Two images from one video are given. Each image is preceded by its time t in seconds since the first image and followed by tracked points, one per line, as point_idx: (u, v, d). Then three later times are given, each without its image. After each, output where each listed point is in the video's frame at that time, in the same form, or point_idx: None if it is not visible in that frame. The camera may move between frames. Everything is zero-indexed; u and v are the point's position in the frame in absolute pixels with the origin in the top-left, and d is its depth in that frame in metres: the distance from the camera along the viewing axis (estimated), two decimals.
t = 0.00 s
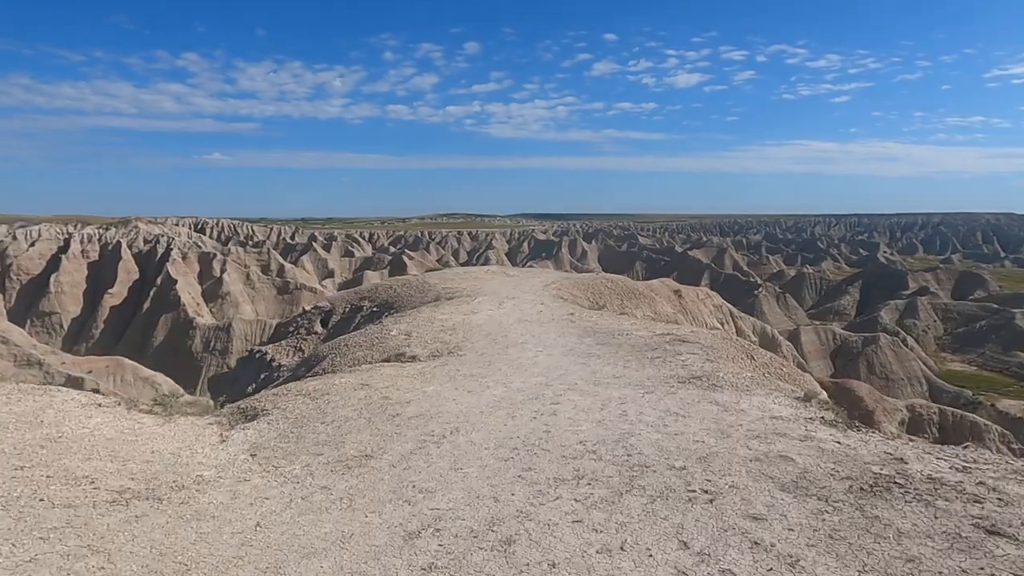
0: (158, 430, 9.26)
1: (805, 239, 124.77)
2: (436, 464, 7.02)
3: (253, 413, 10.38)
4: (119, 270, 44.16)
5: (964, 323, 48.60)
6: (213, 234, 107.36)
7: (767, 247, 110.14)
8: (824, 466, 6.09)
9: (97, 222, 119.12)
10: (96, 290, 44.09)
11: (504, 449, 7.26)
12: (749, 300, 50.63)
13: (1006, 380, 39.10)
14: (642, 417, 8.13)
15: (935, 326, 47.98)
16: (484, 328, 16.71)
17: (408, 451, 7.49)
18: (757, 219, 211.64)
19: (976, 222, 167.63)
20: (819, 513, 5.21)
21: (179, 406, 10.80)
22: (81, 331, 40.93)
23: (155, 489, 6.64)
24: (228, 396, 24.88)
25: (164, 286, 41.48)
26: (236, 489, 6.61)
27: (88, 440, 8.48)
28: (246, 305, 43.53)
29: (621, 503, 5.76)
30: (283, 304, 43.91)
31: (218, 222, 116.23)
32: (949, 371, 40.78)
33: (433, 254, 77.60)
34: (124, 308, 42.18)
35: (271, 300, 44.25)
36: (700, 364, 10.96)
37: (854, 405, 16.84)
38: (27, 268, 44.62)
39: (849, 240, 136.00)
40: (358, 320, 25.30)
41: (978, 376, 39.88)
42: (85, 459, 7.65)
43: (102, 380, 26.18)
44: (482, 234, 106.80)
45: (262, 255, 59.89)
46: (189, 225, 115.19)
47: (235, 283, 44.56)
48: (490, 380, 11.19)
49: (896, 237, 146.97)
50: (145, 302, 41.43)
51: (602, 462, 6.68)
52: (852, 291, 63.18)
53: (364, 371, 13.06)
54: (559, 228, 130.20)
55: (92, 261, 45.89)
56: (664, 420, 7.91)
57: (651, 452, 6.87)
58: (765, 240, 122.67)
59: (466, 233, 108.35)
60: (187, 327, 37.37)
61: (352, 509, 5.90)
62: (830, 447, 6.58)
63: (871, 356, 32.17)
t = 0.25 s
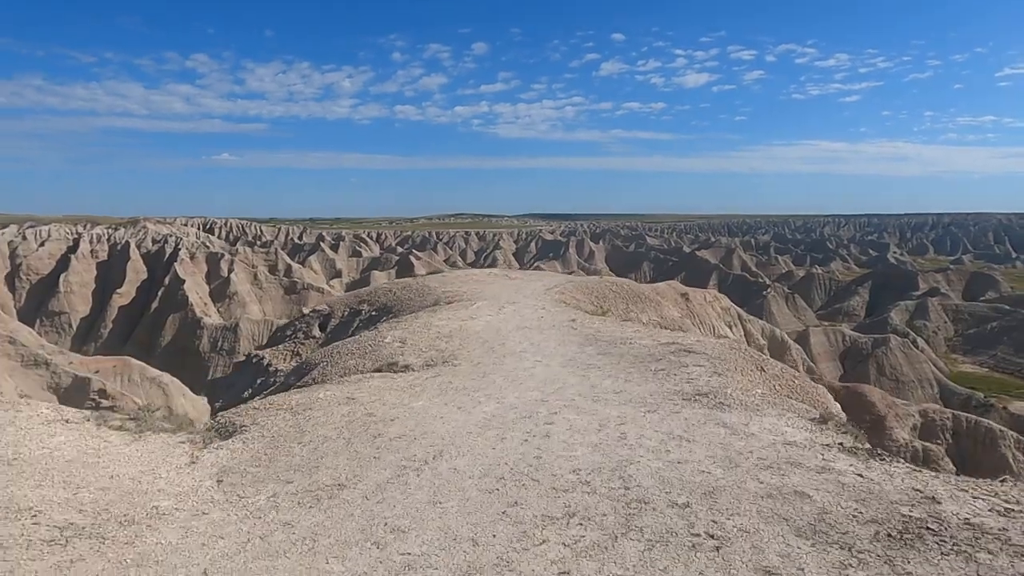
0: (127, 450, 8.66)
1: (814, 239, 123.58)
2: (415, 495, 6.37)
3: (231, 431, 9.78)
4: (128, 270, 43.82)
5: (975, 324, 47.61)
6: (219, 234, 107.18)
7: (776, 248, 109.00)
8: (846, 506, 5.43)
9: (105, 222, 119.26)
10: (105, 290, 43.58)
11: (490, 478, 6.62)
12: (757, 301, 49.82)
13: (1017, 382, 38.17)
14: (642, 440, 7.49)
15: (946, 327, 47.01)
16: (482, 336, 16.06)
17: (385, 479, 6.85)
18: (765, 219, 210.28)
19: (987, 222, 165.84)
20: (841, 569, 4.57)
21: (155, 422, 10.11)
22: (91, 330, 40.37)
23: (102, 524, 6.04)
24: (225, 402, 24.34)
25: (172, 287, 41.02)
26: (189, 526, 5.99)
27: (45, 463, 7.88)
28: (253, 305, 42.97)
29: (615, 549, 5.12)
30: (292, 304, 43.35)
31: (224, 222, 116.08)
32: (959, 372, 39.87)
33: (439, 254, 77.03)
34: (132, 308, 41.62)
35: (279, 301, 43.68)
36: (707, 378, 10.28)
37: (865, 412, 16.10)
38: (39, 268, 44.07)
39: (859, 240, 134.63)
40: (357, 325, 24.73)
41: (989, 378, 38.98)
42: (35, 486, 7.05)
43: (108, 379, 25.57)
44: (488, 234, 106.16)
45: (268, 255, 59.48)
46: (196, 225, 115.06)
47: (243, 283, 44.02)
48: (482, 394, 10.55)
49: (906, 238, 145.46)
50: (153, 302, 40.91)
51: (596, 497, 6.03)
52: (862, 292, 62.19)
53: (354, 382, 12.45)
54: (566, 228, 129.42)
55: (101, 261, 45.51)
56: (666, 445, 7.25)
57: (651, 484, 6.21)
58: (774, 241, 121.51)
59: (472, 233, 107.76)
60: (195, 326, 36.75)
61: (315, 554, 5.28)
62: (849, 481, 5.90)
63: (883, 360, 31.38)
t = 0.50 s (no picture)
0: (100, 465, 8.04)
1: (826, 240, 122.32)
2: (404, 524, 5.75)
3: (217, 443, 9.18)
4: (139, 270, 43.49)
5: (989, 326, 46.59)
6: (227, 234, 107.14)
7: (787, 249, 107.85)
8: (892, 547, 4.80)
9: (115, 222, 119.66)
10: (116, 290, 43.20)
11: (488, 504, 6.00)
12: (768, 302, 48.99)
13: None
14: (655, 460, 6.86)
15: (959, 329, 45.98)
16: (486, 340, 15.42)
17: (372, 504, 6.22)
18: (775, 219, 208.82)
19: (1000, 222, 163.85)
20: None
21: (137, 433, 9.48)
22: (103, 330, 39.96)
23: (56, 558, 5.46)
24: (226, 406, 23.81)
25: (182, 286, 40.49)
26: (152, 560, 5.45)
27: (10, 481, 7.30)
28: (263, 304, 42.50)
29: None
30: (301, 305, 42.77)
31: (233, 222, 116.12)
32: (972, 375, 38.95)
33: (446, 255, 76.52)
34: (142, 308, 41.19)
35: (288, 302, 43.18)
36: (724, 389, 9.62)
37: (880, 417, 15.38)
38: (52, 268, 43.67)
39: (871, 241, 133.17)
40: (360, 327, 24.18)
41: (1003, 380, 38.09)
42: None
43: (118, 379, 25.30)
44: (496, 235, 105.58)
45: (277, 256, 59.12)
46: (205, 225, 115.04)
47: (252, 284, 43.53)
48: (485, 403, 9.93)
49: (919, 238, 143.86)
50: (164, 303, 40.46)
51: (605, 529, 5.40)
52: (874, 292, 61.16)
53: (350, 390, 11.85)
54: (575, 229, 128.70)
55: (112, 261, 45.18)
56: (681, 467, 6.62)
57: (667, 515, 5.58)
58: (785, 241, 120.34)
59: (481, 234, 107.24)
60: (205, 327, 36.29)
61: None
62: (892, 514, 5.26)
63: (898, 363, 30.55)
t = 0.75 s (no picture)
0: (45, 482, 7.37)
1: (822, 240, 121.87)
2: (369, 557, 5.10)
3: (180, 455, 8.51)
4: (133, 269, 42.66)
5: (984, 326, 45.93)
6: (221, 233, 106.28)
7: (784, 249, 107.36)
8: None
9: (108, 222, 118.71)
10: (111, 290, 42.37)
11: (465, 534, 5.35)
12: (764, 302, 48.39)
13: None
14: (653, 480, 6.22)
15: (955, 329, 45.35)
16: (476, 342, 14.75)
17: (335, 531, 5.57)
18: (771, 220, 208.44)
19: (996, 222, 163.48)
20: None
21: (96, 444, 8.80)
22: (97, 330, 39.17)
23: None
24: (210, 409, 23.11)
25: (177, 285, 39.66)
26: None
27: None
28: (258, 304, 41.76)
29: None
30: (296, 304, 41.98)
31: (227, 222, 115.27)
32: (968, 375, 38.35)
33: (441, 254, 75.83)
34: (137, 307, 40.39)
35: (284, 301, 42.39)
36: (726, 397, 8.99)
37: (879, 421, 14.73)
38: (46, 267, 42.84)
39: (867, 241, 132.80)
40: (349, 328, 23.50)
41: (999, 380, 37.53)
42: None
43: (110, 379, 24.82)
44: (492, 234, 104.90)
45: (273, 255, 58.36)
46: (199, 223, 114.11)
47: (249, 283, 42.71)
48: (470, 412, 9.27)
49: (915, 239, 143.56)
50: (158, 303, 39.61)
51: (595, 566, 4.77)
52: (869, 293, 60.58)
53: (328, 396, 11.17)
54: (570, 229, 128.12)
55: (106, 260, 44.36)
56: (680, 488, 5.99)
57: (666, 548, 4.94)
58: (781, 241, 119.91)
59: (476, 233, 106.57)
60: (199, 326, 35.55)
61: None
62: (922, 548, 4.66)
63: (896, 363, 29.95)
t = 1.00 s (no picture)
0: None
1: (812, 233, 121.77)
2: None
3: (134, 469, 7.81)
4: (120, 262, 41.63)
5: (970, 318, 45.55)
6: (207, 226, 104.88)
7: (773, 242, 107.14)
8: None
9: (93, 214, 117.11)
10: (97, 283, 41.30)
11: None
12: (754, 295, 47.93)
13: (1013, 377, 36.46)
14: (648, 506, 5.55)
15: (942, 321, 45.03)
16: (460, 342, 14.06)
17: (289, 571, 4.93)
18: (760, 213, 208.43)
19: (983, 216, 163.97)
20: None
21: (42, 457, 8.09)
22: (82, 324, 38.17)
23: None
24: (188, 408, 22.33)
25: (164, 278, 38.66)
26: None
27: None
28: (246, 296, 40.88)
29: None
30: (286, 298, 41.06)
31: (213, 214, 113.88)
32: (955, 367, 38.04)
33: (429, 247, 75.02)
34: (123, 301, 39.42)
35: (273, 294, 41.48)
36: (725, 404, 8.36)
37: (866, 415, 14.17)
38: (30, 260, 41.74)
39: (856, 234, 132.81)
40: (332, 325, 22.77)
41: (985, 373, 37.21)
42: None
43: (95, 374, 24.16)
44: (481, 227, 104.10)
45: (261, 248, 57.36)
46: (185, 216, 112.71)
47: (237, 276, 41.75)
48: (450, 420, 8.60)
49: (904, 232, 143.82)
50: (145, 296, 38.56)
51: None
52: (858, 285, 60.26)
53: (299, 401, 10.47)
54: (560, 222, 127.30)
55: (93, 252, 43.27)
56: (678, 516, 5.35)
57: None
58: (771, 235, 119.66)
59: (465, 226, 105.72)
60: (187, 320, 34.67)
61: None
62: None
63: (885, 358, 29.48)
